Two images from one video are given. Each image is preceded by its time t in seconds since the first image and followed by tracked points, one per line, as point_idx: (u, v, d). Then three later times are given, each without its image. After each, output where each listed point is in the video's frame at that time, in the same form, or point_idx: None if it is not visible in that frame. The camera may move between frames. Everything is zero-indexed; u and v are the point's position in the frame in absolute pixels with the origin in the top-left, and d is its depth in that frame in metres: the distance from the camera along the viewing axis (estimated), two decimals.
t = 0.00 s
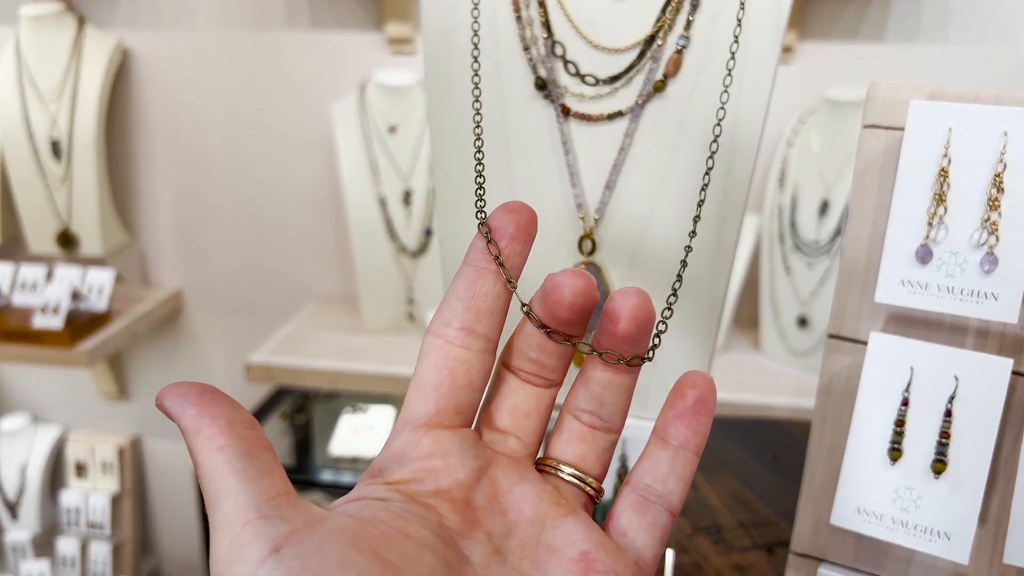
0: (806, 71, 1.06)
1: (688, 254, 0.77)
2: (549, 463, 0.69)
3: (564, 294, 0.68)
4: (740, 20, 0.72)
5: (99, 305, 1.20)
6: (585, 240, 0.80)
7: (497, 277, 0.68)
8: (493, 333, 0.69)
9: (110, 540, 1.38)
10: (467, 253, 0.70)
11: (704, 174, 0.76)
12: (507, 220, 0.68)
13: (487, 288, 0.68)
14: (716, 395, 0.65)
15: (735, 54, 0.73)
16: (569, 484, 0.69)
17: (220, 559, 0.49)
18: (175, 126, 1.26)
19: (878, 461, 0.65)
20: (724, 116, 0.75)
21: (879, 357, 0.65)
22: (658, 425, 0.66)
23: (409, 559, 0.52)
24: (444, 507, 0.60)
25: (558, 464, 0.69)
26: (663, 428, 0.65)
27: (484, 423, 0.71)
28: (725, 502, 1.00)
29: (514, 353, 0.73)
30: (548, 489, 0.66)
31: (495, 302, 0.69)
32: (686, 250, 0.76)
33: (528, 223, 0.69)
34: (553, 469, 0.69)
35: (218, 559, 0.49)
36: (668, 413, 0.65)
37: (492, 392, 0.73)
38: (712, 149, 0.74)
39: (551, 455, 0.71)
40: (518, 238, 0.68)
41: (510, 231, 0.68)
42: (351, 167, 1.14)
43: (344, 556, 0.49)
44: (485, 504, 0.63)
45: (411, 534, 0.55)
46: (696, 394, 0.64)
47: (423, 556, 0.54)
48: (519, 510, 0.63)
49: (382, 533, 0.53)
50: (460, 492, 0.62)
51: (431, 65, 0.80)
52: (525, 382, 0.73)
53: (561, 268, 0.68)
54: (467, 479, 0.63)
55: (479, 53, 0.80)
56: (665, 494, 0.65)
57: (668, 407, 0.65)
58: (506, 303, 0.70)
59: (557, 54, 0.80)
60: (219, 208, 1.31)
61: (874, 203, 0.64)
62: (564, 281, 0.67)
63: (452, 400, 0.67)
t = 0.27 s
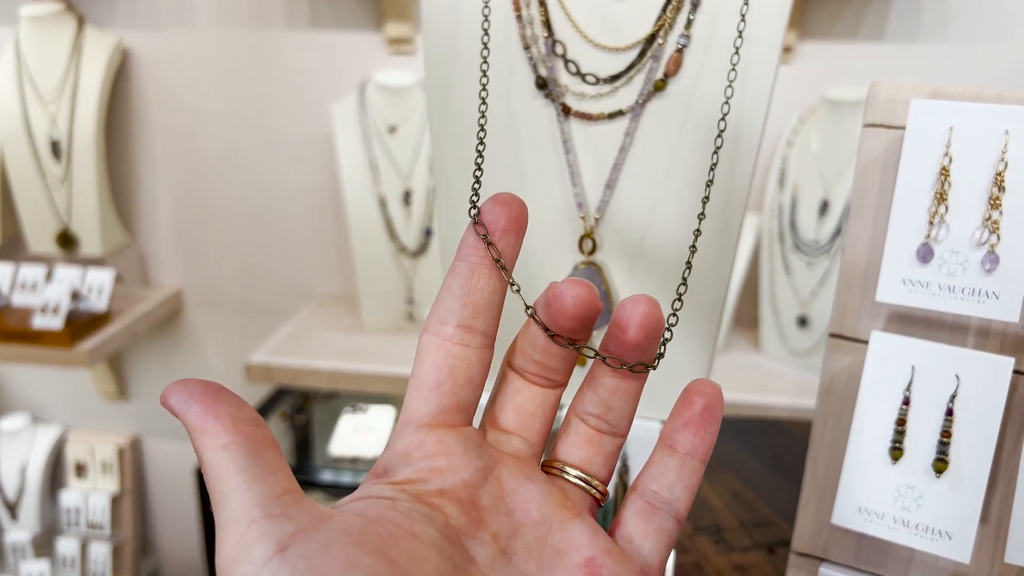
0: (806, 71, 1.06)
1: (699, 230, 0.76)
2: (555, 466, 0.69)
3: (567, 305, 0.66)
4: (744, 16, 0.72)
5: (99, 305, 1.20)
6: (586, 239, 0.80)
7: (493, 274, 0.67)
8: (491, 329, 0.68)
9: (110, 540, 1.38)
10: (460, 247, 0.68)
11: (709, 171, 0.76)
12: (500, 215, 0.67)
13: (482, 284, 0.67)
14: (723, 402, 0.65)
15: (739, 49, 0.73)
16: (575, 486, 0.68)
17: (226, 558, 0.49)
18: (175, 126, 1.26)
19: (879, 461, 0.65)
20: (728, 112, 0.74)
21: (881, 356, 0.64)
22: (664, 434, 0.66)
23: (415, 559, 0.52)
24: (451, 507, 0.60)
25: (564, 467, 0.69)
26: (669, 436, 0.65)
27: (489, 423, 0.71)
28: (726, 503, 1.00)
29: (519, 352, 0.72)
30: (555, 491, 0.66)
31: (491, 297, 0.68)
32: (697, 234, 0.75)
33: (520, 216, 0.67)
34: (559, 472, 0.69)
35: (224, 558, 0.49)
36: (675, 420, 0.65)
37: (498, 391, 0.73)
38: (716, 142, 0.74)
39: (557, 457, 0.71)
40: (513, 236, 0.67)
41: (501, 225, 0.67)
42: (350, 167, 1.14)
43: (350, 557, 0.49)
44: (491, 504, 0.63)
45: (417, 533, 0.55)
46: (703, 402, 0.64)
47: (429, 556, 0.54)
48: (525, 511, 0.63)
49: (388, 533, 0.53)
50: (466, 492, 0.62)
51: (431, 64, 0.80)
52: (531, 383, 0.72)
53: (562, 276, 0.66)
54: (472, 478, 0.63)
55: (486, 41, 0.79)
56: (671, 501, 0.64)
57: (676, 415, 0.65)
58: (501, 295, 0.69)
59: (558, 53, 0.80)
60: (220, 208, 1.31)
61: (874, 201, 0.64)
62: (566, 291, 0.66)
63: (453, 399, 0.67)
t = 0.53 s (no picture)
0: (806, 71, 1.06)
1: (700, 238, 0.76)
2: (557, 467, 0.69)
3: (567, 309, 0.66)
4: (745, 13, 0.72)
5: (99, 305, 1.20)
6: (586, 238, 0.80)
7: (493, 273, 0.67)
8: (491, 329, 0.68)
9: (110, 541, 1.38)
10: (459, 247, 0.68)
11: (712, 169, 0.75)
12: (498, 213, 0.66)
13: (482, 285, 0.67)
14: (725, 403, 0.64)
15: (741, 45, 0.73)
16: (578, 488, 0.68)
17: (228, 560, 0.48)
18: (174, 126, 1.26)
19: (882, 460, 0.65)
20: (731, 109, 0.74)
21: (883, 355, 0.64)
22: (667, 434, 0.65)
23: (416, 561, 0.52)
24: (452, 509, 0.60)
25: (567, 468, 0.69)
26: (672, 437, 0.64)
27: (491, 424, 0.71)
28: (727, 503, 1.00)
29: (520, 354, 0.72)
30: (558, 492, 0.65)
31: (491, 297, 0.68)
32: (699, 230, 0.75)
33: (519, 214, 0.67)
34: (561, 473, 0.69)
35: (225, 560, 0.49)
36: (678, 421, 0.65)
37: (499, 392, 0.73)
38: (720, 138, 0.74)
39: (559, 458, 0.70)
40: (511, 234, 0.67)
41: (499, 223, 0.66)
42: (350, 167, 1.13)
43: (351, 557, 0.49)
44: (493, 505, 0.63)
45: (418, 535, 0.55)
46: (705, 403, 0.64)
47: (430, 558, 0.53)
48: (527, 512, 0.63)
49: (389, 535, 0.53)
50: (468, 493, 0.62)
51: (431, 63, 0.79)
52: (533, 384, 0.72)
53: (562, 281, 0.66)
54: (473, 479, 0.63)
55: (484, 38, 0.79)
56: (674, 503, 0.64)
57: (678, 416, 0.65)
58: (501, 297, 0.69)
59: (558, 52, 0.80)
60: (219, 209, 1.31)
61: (877, 200, 0.64)
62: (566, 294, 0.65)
63: (454, 399, 0.66)
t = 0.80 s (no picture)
0: (805, 71, 1.06)
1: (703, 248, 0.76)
2: (564, 464, 0.69)
3: (600, 241, 0.69)
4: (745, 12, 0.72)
5: (98, 307, 1.21)
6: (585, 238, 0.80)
7: (491, 272, 0.68)
8: (489, 329, 0.69)
9: (109, 542, 1.38)
10: (457, 247, 0.68)
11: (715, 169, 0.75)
12: (498, 211, 0.66)
13: (479, 285, 0.68)
14: (737, 410, 0.64)
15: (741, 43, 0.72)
16: (585, 486, 0.68)
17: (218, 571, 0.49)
18: (173, 127, 1.26)
19: (883, 461, 0.65)
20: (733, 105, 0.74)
21: (883, 356, 0.64)
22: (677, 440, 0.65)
23: (410, 566, 0.52)
24: (450, 510, 0.60)
25: (574, 465, 0.69)
26: (683, 442, 0.64)
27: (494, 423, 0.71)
28: (727, 503, 1.00)
29: (530, 345, 0.72)
30: (560, 493, 0.65)
31: (489, 298, 0.68)
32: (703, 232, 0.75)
33: (519, 211, 0.67)
34: (568, 471, 0.68)
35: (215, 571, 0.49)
36: (690, 426, 0.65)
37: (506, 388, 0.72)
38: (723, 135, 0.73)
39: (567, 455, 0.70)
40: (513, 224, 0.67)
41: (497, 221, 0.66)
42: (349, 168, 1.13)
43: (342, 566, 0.48)
44: (493, 506, 0.63)
45: (413, 540, 0.54)
46: (719, 409, 0.64)
47: (425, 562, 0.53)
48: (529, 514, 0.63)
49: (383, 541, 0.52)
50: (467, 496, 0.62)
51: (430, 63, 0.79)
52: (541, 377, 0.72)
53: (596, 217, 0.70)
54: (471, 480, 0.63)
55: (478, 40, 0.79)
56: (682, 509, 0.64)
57: (691, 421, 0.65)
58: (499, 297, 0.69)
59: (558, 53, 0.79)
60: (219, 210, 1.31)
61: (877, 201, 0.63)
62: (601, 222, 0.69)
63: (451, 400, 0.67)
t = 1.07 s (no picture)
0: (803, 70, 1.05)
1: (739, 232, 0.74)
2: (578, 464, 0.68)
3: (622, 216, 0.68)
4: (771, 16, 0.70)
5: (95, 309, 1.20)
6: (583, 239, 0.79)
7: (480, 260, 0.68)
8: (481, 319, 0.68)
9: (107, 545, 1.38)
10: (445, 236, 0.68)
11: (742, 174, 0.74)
12: (486, 196, 0.66)
13: (469, 274, 0.67)
14: (768, 417, 0.63)
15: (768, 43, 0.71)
16: (597, 488, 0.67)
17: None
18: (170, 128, 1.26)
19: (883, 464, 0.65)
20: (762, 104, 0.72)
21: (884, 359, 0.64)
22: (702, 444, 0.64)
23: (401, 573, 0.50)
24: (446, 514, 0.59)
25: (587, 466, 0.68)
26: (708, 446, 0.63)
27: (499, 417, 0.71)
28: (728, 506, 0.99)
29: (539, 334, 0.71)
30: (567, 498, 0.65)
31: (480, 288, 0.68)
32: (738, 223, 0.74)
33: (507, 195, 0.67)
34: (581, 471, 0.68)
35: None
36: (715, 430, 0.64)
37: (515, 379, 0.72)
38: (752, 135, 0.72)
39: (584, 453, 0.69)
40: (504, 205, 0.67)
41: (485, 207, 0.66)
42: (347, 169, 1.13)
43: None
44: (493, 510, 0.62)
45: (405, 547, 0.53)
46: (747, 414, 0.63)
47: (417, 569, 0.51)
48: (532, 520, 0.62)
49: (372, 549, 0.51)
50: (466, 500, 0.61)
51: (427, 64, 0.79)
52: (550, 368, 0.71)
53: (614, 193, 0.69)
54: (468, 482, 0.62)
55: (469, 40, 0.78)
56: (701, 516, 0.63)
57: (716, 425, 0.64)
58: (491, 286, 0.69)
59: (554, 54, 0.79)
60: (216, 210, 1.30)
61: (877, 202, 0.63)
62: (622, 195, 0.68)
63: (445, 394, 0.66)
